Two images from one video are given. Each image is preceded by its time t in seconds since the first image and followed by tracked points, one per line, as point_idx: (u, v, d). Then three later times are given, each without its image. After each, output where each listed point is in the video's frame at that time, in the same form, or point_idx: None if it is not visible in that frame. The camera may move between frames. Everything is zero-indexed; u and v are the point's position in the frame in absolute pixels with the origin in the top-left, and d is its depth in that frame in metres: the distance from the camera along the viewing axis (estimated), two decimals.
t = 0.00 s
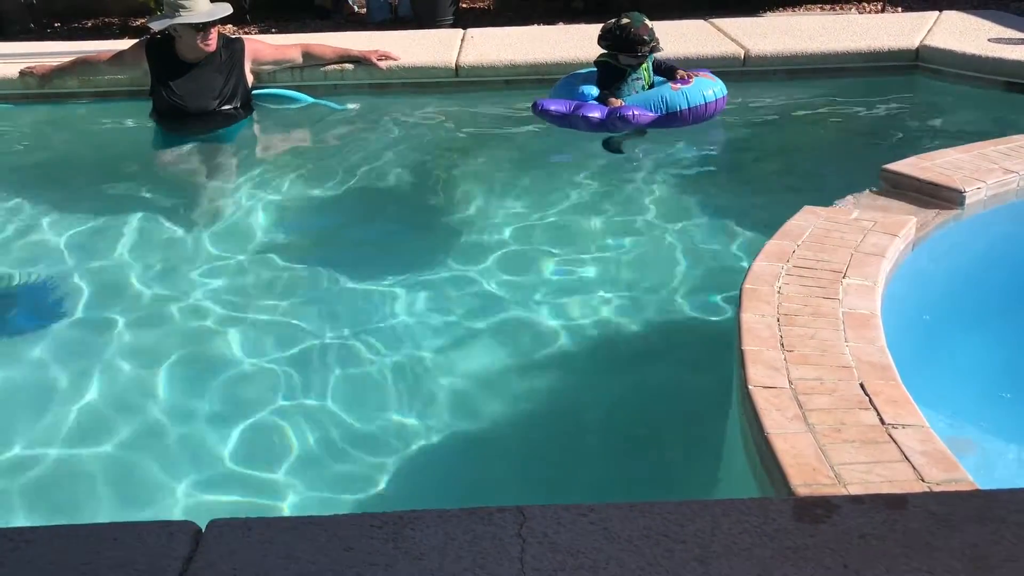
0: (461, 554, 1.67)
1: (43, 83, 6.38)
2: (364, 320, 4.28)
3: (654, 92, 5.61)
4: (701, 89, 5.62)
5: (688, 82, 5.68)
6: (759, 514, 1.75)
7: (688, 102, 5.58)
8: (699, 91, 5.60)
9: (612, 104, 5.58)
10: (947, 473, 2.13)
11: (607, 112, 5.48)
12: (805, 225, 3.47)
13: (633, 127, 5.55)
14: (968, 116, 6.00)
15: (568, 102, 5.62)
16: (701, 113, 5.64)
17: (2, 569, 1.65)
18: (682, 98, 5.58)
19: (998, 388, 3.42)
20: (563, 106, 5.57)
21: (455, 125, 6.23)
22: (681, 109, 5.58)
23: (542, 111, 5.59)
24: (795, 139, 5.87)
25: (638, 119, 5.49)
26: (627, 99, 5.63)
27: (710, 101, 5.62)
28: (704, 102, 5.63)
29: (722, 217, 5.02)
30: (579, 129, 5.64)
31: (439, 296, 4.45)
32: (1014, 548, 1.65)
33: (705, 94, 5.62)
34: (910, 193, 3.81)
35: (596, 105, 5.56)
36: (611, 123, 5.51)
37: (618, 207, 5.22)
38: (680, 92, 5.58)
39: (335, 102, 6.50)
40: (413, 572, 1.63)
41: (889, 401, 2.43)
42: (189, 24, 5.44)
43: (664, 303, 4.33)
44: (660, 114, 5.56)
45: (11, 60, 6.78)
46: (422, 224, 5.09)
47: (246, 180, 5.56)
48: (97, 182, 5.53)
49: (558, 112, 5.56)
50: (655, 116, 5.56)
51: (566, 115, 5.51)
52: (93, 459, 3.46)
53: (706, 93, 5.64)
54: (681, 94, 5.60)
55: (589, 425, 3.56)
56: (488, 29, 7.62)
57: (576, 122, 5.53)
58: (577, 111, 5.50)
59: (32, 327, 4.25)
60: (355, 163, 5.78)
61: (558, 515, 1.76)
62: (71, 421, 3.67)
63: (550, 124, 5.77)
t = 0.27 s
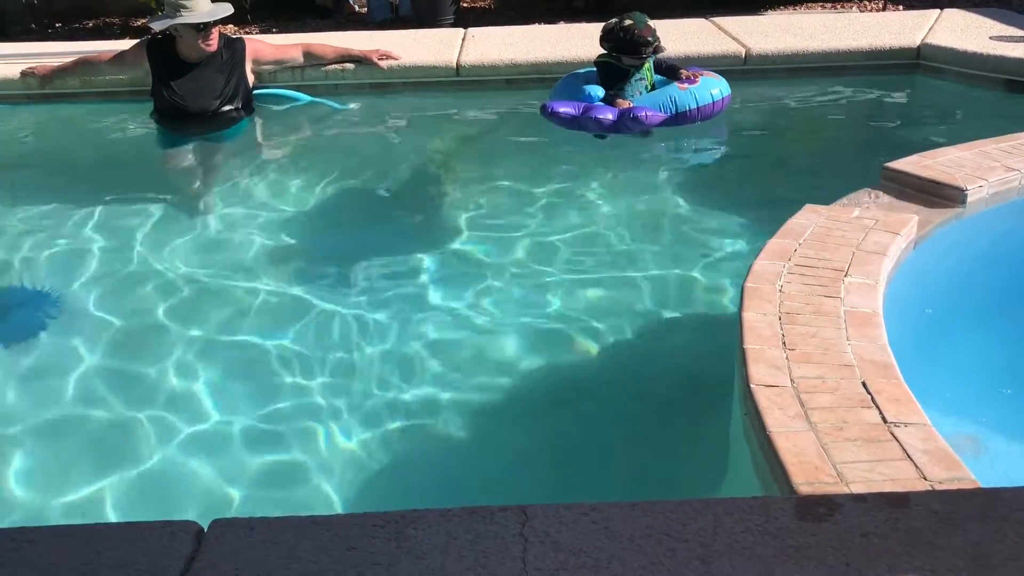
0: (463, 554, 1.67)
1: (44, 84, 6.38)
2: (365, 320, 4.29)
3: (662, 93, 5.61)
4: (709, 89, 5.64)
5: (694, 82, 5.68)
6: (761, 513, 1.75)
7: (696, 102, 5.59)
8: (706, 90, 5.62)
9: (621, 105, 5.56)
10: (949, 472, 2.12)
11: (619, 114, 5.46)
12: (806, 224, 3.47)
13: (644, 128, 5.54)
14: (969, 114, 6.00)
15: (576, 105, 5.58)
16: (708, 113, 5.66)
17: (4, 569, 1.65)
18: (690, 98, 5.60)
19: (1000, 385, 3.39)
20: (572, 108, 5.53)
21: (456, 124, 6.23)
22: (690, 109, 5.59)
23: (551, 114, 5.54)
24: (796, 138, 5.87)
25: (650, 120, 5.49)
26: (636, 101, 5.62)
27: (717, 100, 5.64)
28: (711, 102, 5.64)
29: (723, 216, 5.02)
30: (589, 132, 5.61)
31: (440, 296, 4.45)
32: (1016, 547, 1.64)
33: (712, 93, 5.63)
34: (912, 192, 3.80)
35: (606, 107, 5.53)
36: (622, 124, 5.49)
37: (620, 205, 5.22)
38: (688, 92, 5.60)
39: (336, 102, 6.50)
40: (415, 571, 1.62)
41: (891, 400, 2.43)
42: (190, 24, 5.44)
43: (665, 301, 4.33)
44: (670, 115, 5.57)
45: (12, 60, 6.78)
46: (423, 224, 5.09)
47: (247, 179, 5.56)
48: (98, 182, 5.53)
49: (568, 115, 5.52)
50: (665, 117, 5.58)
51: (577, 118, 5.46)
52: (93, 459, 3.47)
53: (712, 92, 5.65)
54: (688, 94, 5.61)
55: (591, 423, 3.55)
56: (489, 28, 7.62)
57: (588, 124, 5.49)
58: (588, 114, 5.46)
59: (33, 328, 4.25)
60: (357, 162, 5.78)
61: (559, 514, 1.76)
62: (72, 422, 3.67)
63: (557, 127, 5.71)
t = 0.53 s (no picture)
0: (465, 551, 1.67)
1: (45, 83, 6.38)
2: (366, 318, 4.28)
3: (665, 90, 5.60)
4: (711, 86, 5.64)
5: (698, 79, 5.68)
6: (763, 509, 1.75)
7: (700, 100, 5.58)
8: (709, 88, 5.62)
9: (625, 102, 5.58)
10: (951, 468, 2.12)
11: (622, 111, 5.48)
12: (808, 220, 3.46)
13: (648, 126, 5.52)
14: (971, 109, 5.99)
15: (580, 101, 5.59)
16: (711, 110, 5.66)
17: (4, 568, 1.65)
18: (694, 96, 5.58)
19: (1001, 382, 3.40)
20: (575, 105, 5.54)
21: (457, 121, 6.23)
22: (693, 107, 5.58)
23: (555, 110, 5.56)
24: (797, 133, 5.86)
25: (654, 117, 5.48)
26: (639, 98, 5.62)
27: (720, 98, 5.64)
28: (714, 99, 5.64)
29: (724, 212, 5.02)
30: (592, 128, 5.61)
31: (441, 293, 4.45)
32: (1018, 542, 1.64)
33: (715, 91, 5.63)
34: (914, 187, 3.80)
35: (609, 103, 5.55)
36: (626, 121, 5.49)
37: (620, 202, 5.21)
38: (691, 89, 5.58)
39: (337, 100, 6.50)
40: (416, 570, 1.62)
41: (893, 396, 2.42)
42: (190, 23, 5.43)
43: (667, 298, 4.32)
44: (673, 113, 5.57)
45: (12, 60, 6.77)
46: (424, 221, 5.09)
47: (248, 178, 5.56)
48: (99, 181, 5.53)
49: (571, 111, 5.53)
50: (668, 114, 5.57)
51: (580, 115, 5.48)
52: (95, 457, 3.47)
53: (715, 90, 5.65)
54: (692, 91, 5.60)
55: (592, 420, 3.55)
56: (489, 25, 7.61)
57: (591, 121, 5.50)
58: (591, 110, 5.47)
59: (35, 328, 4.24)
60: (358, 160, 5.78)
61: (561, 511, 1.76)
62: (74, 420, 3.67)
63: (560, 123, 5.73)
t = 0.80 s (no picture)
0: (464, 549, 1.67)
1: (44, 82, 6.38)
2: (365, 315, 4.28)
3: (664, 87, 5.57)
4: (710, 85, 5.62)
5: (697, 77, 5.67)
6: (763, 505, 1.74)
7: (698, 98, 5.56)
8: (708, 86, 5.61)
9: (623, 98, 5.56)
10: (951, 463, 2.12)
11: (620, 107, 5.48)
12: (808, 216, 3.46)
13: (646, 123, 5.51)
14: (971, 104, 5.99)
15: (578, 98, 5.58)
16: (709, 108, 5.64)
17: (3, 567, 1.65)
18: (692, 94, 5.56)
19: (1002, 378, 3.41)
20: (573, 102, 5.54)
21: (456, 119, 6.22)
22: (692, 105, 5.56)
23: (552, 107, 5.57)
24: (797, 130, 5.86)
25: (652, 114, 5.48)
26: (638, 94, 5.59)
27: (718, 96, 5.63)
28: (712, 98, 5.62)
29: (724, 208, 5.01)
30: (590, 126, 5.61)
31: (441, 291, 4.45)
32: (1019, 537, 1.64)
33: (714, 89, 5.62)
34: (914, 183, 3.80)
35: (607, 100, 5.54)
36: (623, 117, 5.49)
37: (620, 199, 5.20)
38: (690, 87, 5.56)
39: (337, 98, 6.49)
40: (416, 568, 1.62)
41: (893, 392, 2.42)
42: (188, 22, 5.42)
43: (667, 295, 4.32)
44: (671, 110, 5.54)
45: (11, 59, 6.77)
46: (424, 219, 5.08)
47: (248, 176, 5.56)
48: (99, 180, 5.53)
49: (569, 108, 5.53)
50: (667, 111, 5.54)
51: (578, 111, 5.47)
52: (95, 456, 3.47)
53: (714, 88, 5.64)
54: (690, 89, 5.58)
55: (592, 417, 3.55)
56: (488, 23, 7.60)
57: (589, 118, 5.50)
58: (589, 107, 5.46)
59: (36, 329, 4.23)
60: (357, 158, 5.78)
61: (561, 509, 1.75)
62: (74, 418, 3.68)
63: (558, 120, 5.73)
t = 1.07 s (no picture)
0: (464, 548, 1.67)
1: (42, 83, 6.39)
2: (366, 314, 4.29)
3: (659, 86, 5.59)
4: (705, 85, 5.62)
5: (692, 78, 5.67)
6: (762, 504, 1.74)
7: (692, 98, 5.57)
8: (703, 88, 5.61)
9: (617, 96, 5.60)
10: (950, 461, 2.12)
11: (613, 106, 5.53)
12: (806, 215, 3.46)
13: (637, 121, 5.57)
14: (969, 102, 5.99)
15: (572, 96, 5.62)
16: (703, 109, 5.65)
17: (2, 567, 1.65)
18: (686, 94, 5.57)
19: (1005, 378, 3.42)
20: (567, 100, 5.58)
21: (455, 118, 6.22)
22: (685, 105, 5.57)
23: (546, 104, 5.61)
24: (796, 128, 5.86)
25: (643, 113, 5.53)
26: (633, 92, 5.62)
27: (713, 97, 5.64)
28: (707, 99, 5.63)
29: (723, 207, 5.01)
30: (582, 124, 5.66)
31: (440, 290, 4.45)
32: (1019, 536, 1.64)
33: (709, 91, 5.62)
34: (912, 181, 3.80)
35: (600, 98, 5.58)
36: (615, 116, 5.55)
37: (619, 198, 5.20)
38: (684, 87, 5.57)
39: (335, 98, 6.49)
40: (416, 567, 1.62)
41: (892, 390, 2.42)
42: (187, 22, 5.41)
43: (667, 294, 4.32)
44: (663, 110, 5.57)
45: (9, 60, 6.76)
46: (423, 218, 5.08)
47: (247, 176, 5.55)
48: (98, 181, 5.52)
49: (562, 106, 5.57)
50: (659, 111, 5.57)
51: (570, 110, 5.53)
52: (95, 454, 3.48)
53: (709, 89, 5.64)
54: (685, 89, 5.59)
55: (593, 415, 3.56)
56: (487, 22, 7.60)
57: (581, 116, 5.55)
58: (582, 106, 5.51)
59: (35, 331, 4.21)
60: (356, 158, 5.77)
61: (560, 508, 1.76)
62: (74, 418, 3.68)
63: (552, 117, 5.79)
